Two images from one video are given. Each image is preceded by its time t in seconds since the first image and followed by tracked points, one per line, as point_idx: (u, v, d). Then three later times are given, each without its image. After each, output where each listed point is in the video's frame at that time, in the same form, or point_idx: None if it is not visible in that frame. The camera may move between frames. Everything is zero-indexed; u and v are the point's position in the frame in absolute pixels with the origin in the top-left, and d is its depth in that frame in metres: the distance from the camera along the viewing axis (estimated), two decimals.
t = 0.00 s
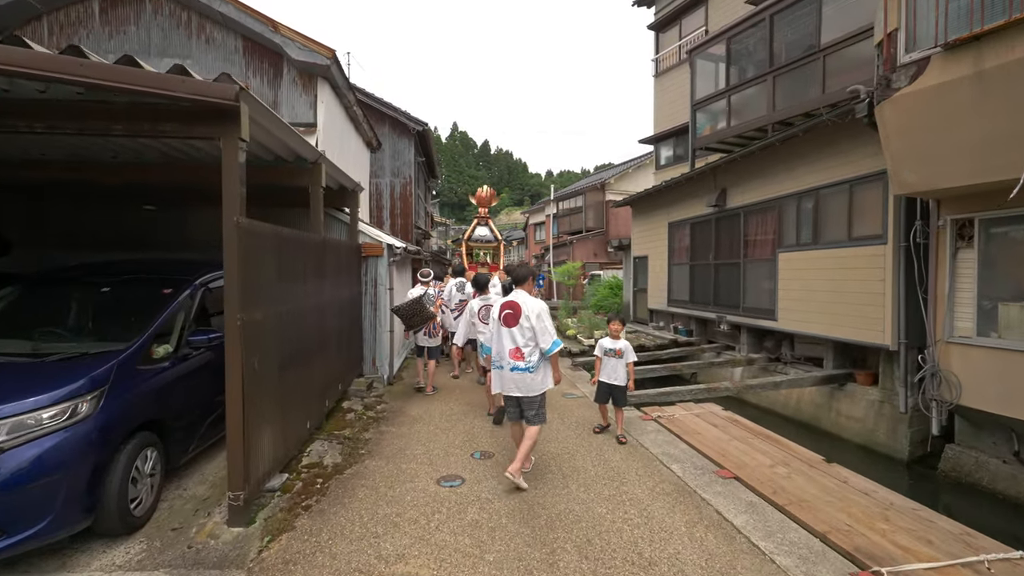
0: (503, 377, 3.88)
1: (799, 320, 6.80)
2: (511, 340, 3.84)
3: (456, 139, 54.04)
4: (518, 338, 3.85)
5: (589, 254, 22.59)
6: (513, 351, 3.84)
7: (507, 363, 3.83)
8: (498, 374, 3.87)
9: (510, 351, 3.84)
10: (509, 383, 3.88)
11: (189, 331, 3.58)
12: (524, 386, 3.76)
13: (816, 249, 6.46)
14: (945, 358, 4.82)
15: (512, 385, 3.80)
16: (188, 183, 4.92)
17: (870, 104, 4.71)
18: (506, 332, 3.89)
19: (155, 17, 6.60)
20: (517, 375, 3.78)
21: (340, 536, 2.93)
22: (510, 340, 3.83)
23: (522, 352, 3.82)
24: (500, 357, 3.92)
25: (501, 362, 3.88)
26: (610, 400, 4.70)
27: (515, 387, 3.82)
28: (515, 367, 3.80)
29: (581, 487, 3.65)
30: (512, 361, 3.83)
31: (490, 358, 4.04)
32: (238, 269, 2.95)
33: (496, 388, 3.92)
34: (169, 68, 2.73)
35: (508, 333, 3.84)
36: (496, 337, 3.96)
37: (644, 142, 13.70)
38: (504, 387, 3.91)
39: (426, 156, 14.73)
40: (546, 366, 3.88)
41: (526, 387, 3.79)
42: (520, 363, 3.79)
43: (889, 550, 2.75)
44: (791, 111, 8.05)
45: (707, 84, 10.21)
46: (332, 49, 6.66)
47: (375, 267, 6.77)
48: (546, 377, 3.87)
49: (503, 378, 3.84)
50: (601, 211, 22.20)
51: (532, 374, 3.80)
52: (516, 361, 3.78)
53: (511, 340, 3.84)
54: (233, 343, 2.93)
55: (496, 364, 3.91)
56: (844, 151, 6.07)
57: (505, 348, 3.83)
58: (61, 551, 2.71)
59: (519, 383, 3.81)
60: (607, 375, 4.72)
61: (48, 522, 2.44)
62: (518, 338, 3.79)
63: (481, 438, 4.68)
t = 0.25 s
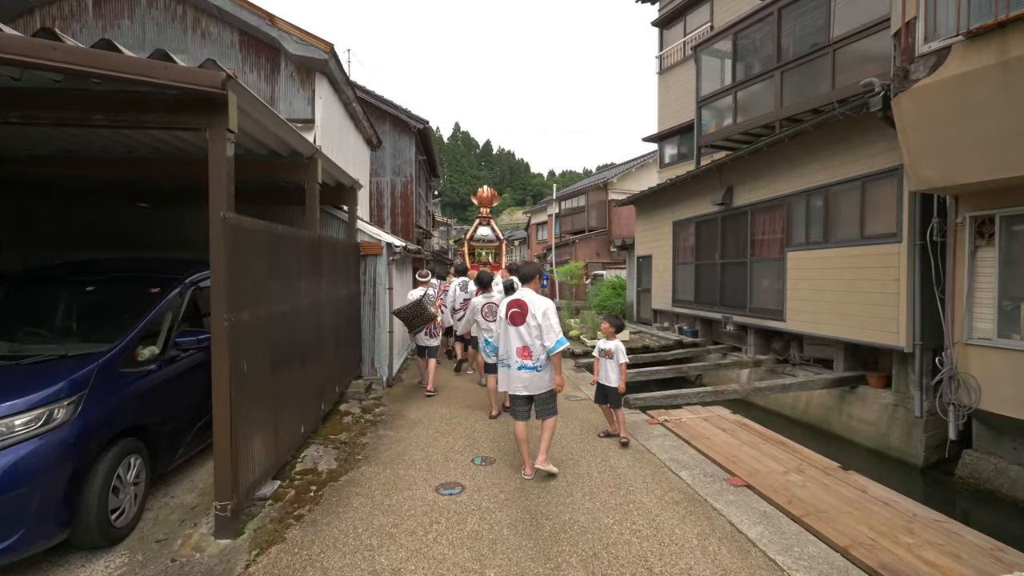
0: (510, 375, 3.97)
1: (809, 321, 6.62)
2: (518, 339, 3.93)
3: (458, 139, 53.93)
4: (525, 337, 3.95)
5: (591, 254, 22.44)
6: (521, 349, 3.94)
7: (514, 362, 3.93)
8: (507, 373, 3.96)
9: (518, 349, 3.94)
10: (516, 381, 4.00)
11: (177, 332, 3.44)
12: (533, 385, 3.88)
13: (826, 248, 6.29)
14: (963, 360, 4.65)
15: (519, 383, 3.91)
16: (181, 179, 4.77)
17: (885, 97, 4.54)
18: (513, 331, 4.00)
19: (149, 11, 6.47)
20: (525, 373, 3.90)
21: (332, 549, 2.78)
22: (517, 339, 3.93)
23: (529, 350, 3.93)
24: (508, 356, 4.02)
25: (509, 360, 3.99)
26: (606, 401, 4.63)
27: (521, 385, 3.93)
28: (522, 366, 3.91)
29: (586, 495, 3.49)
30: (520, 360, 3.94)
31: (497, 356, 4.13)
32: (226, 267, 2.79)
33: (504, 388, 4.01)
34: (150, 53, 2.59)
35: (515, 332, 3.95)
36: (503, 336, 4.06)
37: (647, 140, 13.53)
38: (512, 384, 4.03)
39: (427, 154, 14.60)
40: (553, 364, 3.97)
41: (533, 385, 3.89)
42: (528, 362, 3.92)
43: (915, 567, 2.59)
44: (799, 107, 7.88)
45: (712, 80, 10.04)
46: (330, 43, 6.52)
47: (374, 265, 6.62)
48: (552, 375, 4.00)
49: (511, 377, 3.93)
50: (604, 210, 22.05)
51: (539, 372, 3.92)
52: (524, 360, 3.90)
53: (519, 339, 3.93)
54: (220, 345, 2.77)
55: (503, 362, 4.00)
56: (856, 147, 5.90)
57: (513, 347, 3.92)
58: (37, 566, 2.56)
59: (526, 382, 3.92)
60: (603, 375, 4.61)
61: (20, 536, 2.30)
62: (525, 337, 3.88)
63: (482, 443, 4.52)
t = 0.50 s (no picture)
0: (519, 379, 3.90)
1: (822, 323, 6.43)
2: (530, 341, 3.92)
3: (461, 139, 53.80)
4: (537, 340, 3.94)
5: (595, 255, 22.26)
6: (532, 352, 3.92)
7: (525, 364, 3.88)
8: (516, 376, 3.90)
9: (529, 352, 3.92)
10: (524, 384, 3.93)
11: (165, 336, 3.28)
12: (544, 388, 3.85)
13: (839, 247, 6.10)
14: (986, 365, 4.46)
15: (529, 386, 3.84)
16: (175, 176, 4.62)
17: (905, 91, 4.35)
18: (524, 333, 3.97)
19: (145, 6, 6.34)
20: (535, 377, 3.86)
21: (326, 566, 2.62)
22: (529, 342, 3.92)
23: (541, 353, 3.91)
24: (517, 358, 3.97)
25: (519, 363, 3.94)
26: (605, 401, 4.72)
27: (529, 388, 3.86)
28: (533, 369, 3.87)
29: (594, 508, 3.31)
30: (531, 363, 3.91)
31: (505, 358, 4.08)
32: (213, 267, 2.63)
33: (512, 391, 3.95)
34: (131, 39, 2.43)
35: (527, 334, 3.94)
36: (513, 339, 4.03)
37: (652, 138, 13.36)
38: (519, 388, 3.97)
39: (429, 154, 14.45)
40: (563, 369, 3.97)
41: (542, 389, 3.84)
42: (538, 365, 3.88)
43: None
44: (810, 103, 7.69)
45: (719, 77, 9.86)
46: (329, 38, 6.37)
47: (374, 266, 6.45)
48: (562, 379, 3.98)
49: (521, 380, 3.86)
50: (608, 210, 21.88)
51: (549, 376, 3.88)
52: (535, 363, 3.87)
53: (531, 342, 3.92)
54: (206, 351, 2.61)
55: (512, 365, 3.95)
56: (871, 143, 5.71)
57: (525, 349, 3.90)
58: None
59: (535, 385, 3.86)
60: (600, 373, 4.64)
61: None
62: (538, 340, 3.87)
63: (485, 450, 4.36)
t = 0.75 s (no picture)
0: (534, 375, 4.10)
1: (835, 324, 6.25)
2: (545, 340, 4.10)
3: (464, 138, 53.69)
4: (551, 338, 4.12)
5: (599, 255, 22.08)
6: (547, 350, 4.10)
7: (540, 362, 4.08)
8: (532, 374, 4.10)
9: (544, 350, 4.09)
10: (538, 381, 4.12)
11: (153, 338, 3.13)
12: (559, 385, 4.04)
13: (853, 247, 5.92)
14: (1012, 369, 4.27)
15: (544, 383, 4.05)
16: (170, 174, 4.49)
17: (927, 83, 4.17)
18: (539, 331, 4.15)
19: None
20: (549, 375, 4.05)
21: None
22: (544, 340, 4.09)
23: (555, 352, 4.09)
24: (532, 356, 4.15)
25: (533, 360, 4.13)
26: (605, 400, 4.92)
27: (544, 385, 4.06)
28: (548, 366, 4.06)
29: (602, 520, 3.15)
30: (546, 361, 4.10)
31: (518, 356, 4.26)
32: (199, 266, 2.48)
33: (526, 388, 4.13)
34: (111, 24, 2.29)
35: (542, 333, 4.11)
36: (527, 337, 4.20)
37: (658, 137, 13.17)
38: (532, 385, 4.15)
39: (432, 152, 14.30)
40: (575, 367, 4.19)
41: (557, 386, 4.06)
42: (553, 364, 4.06)
43: None
44: (820, 99, 7.51)
45: (726, 73, 9.68)
46: (328, 32, 6.24)
47: (374, 266, 6.30)
48: (574, 377, 4.19)
49: (536, 377, 4.06)
50: (612, 209, 21.70)
51: (564, 374, 4.08)
52: (550, 361, 4.04)
53: (546, 340, 4.10)
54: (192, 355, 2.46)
55: (527, 363, 4.13)
56: (887, 139, 5.53)
57: (540, 347, 4.07)
58: None
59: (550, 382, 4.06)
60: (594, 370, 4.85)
61: None
62: (554, 339, 4.05)
63: (487, 456, 4.20)
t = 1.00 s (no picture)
0: (544, 374, 4.07)
1: (849, 325, 6.05)
2: (555, 338, 4.07)
3: (467, 138, 53.56)
4: (560, 336, 4.11)
5: (603, 254, 21.88)
6: (557, 348, 4.08)
7: (551, 360, 4.07)
8: (544, 372, 4.05)
9: (555, 348, 4.07)
10: (548, 379, 4.10)
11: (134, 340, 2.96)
12: (571, 383, 4.02)
13: (867, 245, 5.72)
14: None
15: (557, 381, 4.02)
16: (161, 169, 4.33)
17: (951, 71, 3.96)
18: (548, 330, 4.12)
19: None
20: (561, 373, 4.03)
21: None
22: (555, 338, 4.06)
23: (565, 349, 4.10)
24: (542, 355, 4.12)
25: (543, 359, 4.10)
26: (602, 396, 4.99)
27: (556, 383, 4.04)
28: (559, 364, 4.04)
29: (610, 533, 2.97)
30: (555, 359, 4.08)
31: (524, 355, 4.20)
32: (179, 264, 2.31)
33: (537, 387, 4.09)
34: None
35: (552, 331, 4.09)
36: (535, 335, 4.16)
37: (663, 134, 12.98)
38: (542, 383, 4.10)
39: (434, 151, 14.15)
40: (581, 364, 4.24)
41: (568, 384, 4.02)
42: (563, 361, 4.06)
43: None
44: (832, 93, 7.30)
45: (734, 68, 9.47)
46: (326, 25, 6.08)
47: (373, 265, 6.15)
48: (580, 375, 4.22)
49: (548, 375, 4.03)
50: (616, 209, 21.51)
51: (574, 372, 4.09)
52: (562, 359, 4.04)
53: (556, 338, 4.08)
54: (170, 359, 2.29)
55: (537, 361, 4.08)
56: (905, 133, 5.33)
57: (552, 345, 4.04)
58: None
59: (562, 380, 4.04)
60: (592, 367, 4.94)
61: None
62: (565, 336, 4.04)
63: (488, 462, 4.03)
